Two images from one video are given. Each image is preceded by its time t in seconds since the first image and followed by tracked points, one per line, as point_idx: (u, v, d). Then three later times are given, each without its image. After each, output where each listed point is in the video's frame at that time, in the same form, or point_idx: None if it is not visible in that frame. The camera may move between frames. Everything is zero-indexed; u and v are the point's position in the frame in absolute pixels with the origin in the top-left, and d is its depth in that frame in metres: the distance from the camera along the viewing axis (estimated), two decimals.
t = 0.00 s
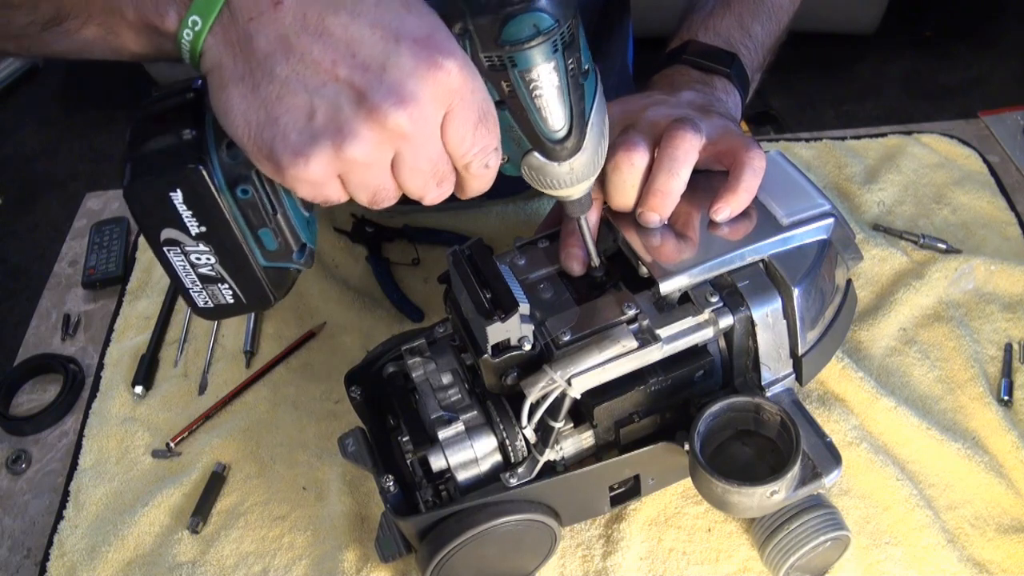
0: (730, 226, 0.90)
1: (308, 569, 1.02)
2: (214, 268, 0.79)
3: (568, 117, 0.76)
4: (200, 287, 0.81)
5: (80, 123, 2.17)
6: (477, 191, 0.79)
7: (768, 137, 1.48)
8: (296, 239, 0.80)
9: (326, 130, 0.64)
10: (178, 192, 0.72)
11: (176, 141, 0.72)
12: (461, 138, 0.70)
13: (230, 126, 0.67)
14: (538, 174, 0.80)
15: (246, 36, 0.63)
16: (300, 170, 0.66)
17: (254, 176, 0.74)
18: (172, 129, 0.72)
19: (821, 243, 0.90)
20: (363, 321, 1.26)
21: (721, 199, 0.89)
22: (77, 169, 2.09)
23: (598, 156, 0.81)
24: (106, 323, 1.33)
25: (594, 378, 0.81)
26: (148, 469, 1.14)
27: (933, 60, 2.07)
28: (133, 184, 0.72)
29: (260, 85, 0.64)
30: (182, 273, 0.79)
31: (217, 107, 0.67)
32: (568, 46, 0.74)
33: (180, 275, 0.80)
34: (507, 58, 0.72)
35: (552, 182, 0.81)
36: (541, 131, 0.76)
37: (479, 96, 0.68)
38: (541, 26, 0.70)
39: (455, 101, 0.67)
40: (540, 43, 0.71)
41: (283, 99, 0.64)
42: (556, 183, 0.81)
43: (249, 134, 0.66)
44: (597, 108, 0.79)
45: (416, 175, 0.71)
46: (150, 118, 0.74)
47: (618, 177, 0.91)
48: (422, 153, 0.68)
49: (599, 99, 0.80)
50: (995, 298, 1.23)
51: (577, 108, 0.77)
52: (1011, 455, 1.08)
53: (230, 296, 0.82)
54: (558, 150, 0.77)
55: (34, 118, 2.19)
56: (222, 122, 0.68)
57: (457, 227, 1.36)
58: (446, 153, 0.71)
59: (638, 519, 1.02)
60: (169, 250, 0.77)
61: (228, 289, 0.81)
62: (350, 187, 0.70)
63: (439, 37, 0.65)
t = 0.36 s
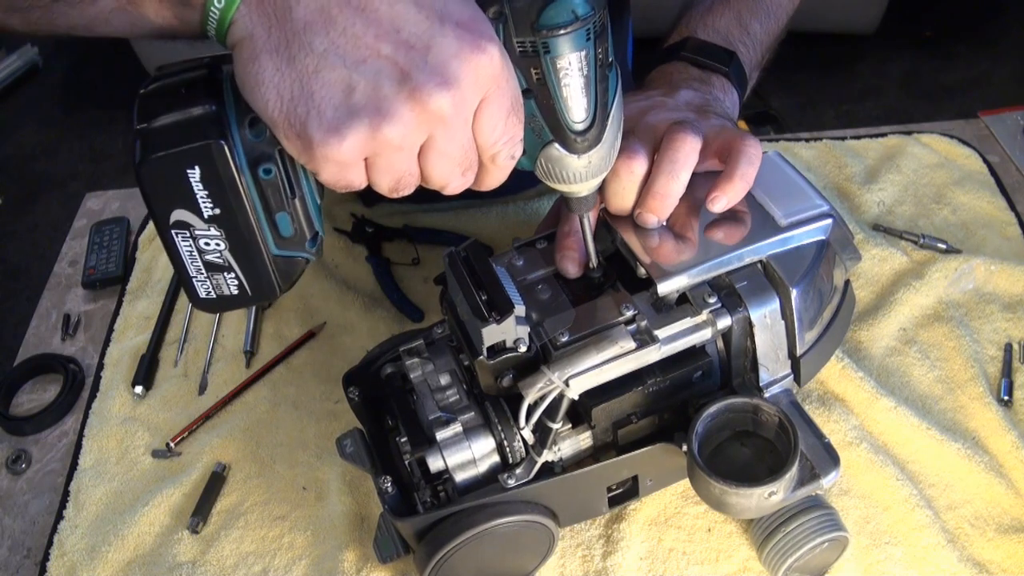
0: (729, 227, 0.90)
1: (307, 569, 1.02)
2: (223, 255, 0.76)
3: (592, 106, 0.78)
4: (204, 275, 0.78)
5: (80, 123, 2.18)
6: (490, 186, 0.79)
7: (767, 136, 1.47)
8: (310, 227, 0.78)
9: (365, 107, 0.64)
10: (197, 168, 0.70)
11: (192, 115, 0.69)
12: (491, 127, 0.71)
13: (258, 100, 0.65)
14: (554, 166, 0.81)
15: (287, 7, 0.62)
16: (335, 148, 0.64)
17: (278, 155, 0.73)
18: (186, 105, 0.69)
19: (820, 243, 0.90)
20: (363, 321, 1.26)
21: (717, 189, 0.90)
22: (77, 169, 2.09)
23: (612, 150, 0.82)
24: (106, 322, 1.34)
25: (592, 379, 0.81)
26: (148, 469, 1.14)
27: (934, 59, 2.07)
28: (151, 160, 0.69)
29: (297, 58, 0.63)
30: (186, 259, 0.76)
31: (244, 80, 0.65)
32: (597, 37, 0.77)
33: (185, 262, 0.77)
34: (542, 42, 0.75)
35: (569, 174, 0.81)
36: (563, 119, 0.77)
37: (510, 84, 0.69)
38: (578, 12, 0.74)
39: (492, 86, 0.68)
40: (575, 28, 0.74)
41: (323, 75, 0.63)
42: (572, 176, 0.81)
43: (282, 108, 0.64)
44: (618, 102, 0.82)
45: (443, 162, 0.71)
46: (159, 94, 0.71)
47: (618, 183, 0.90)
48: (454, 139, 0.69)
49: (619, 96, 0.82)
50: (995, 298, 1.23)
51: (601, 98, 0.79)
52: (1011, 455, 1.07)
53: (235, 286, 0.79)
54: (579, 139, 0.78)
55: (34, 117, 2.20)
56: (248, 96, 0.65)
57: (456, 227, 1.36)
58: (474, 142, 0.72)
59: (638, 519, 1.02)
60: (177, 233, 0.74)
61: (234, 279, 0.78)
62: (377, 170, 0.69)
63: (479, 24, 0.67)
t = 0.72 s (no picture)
0: (729, 227, 0.90)
1: (307, 569, 1.02)
2: (229, 259, 0.76)
3: (593, 103, 0.78)
4: (210, 280, 0.78)
5: (81, 123, 2.18)
6: (492, 184, 0.80)
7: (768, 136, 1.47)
8: (315, 229, 0.79)
9: (372, 104, 0.63)
10: (203, 170, 0.70)
11: (195, 117, 0.69)
12: (496, 126, 0.71)
13: (264, 99, 0.64)
14: (554, 164, 0.81)
15: (292, 6, 0.62)
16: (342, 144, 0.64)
17: (283, 156, 0.73)
18: (189, 108, 0.70)
19: (819, 243, 0.90)
20: (363, 321, 1.26)
21: (716, 188, 0.90)
22: (77, 170, 2.09)
23: (611, 148, 0.82)
24: (107, 322, 1.34)
25: (591, 379, 0.81)
26: (148, 469, 1.14)
27: (934, 60, 2.07)
28: (158, 164, 0.69)
29: (303, 56, 0.63)
30: (193, 264, 0.76)
31: (249, 80, 0.64)
32: (596, 34, 0.77)
33: (191, 268, 0.76)
34: (542, 39, 0.75)
35: (569, 173, 0.81)
36: (564, 117, 0.77)
37: (512, 83, 0.70)
38: (578, 8, 0.75)
39: (496, 84, 0.68)
40: (575, 24, 0.75)
41: (330, 72, 0.63)
42: (572, 174, 0.81)
43: (289, 106, 0.64)
44: (617, 100, 0.82)
45: (447, 161, 0.71)
46: (160, 99, 0.71)
47: (617, 183, 0.91)
48: (459, 138, 0.69)
49: (619, 95, 0.83)
50: (996, 298, 1.23)
51: (601, 95, 0.79)
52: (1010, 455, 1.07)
53: (240, 291, 0.79)
54: (579, 137, 0.78)
55: (35, 118, 2.20)
56: (254, 95, 0.65)
57: (456, 227, 1.36)
58: (478, 142, 0.72)
59: (638, 520, 1.02)
60: (183, 238, 0.74)
61: (240, 284, 0.78)
62: (383, 169, 0.68)
63: (482, 22, 0.67)
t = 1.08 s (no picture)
0: (729, 227, 0.90)
1: (307, 569, 1.02)
2: (233, 264, 0.76)
3: (598, 110, 0.78)
4: (214, 284, 0.78)
5: (80, 123, 2.18)
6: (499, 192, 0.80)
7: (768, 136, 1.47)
8: (320, 235, 0.78)
9: (381, 114, 0.64)
10: (208, 177, 0.70)
11: (202, 124, 0.70)
12: (502, 136, 0.71)
13: (272, 107, 0.64)
14: (559, 169, 0.81)
15: (302, 12, 0.62)
16: (351, 154, 0.64)
17: (288, 162, 0.73)
18: (194, 115, 0.70)
19: (819, 244, 0.90)
20: (363, 321, 1.26)
21: (715, 188, 0.90)
22: (77, 169, 2.09)
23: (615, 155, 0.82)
24: (106, 322, 1.34)
25: (591, 380, 0.81)
26: (148, 469, 1.14)
27: (934, 59, 2.07)
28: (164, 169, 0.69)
29: (313, 66, 0.62)
30: (197, 268, 0.76)
31: (257, 87, 0.64)
32: (604, 41, 0.77)
33: (194, 271, 0.76)
34: (549, 47, 0.75)
35: (573, 178, 0.81)
36: (569, 122, 0.77)
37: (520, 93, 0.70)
38: (586, 17, 0.74)
39: (504, 95, 0.68)
40: (581, 34, 0.74)
41: (341, 82, 0.63)
42: (576, 180, 0.81)
43: (298, 115, 0.64)
44: (623, 107, 0.82)
45: (453, 170, 0.71)
46: (164, 104, 0.71)
47: (617, 184, 0.91)
48: (465, 148, 0.69)
49: (623, 102, 0.82)
50: (996, 298, 1.23)
51: (607, 103, 0.79)
52: (1010, 455, 1.07)
53: (244, 294, 0.79)
54: (584, 142, 0.79)
55: (34, 118, 2.20)
56: (262, 103, 0.64)
57: (456, 227, 1.36)
58: (485, 151, 0.72)
59: (638, 520, 1.02)
60: (187, 243, 0.74)
61: (243, 287, 0.78)
62: (389, 178, 0.68)
63: (492, 33, 0.67)
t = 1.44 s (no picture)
0: (729, 226, 0.90)
1: (307, 569, 1.02)
2: (232, 273, 0.76)
3: (597, 123, 0.78)
4: (214, 293, 0.78)
5: (80, 122, 2.18)
6: (497, 202, 0.80)
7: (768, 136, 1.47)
8: (319, 244, 0.78)
9: (377, 133, 0.64)
10: (206, 192, 0.70)
11: (201, 139, 0.70)
12: (499, 150, 0.71)
13: (269, 124, 0.64)
14: (558, 181, 0.81)
15: (298, 30, 0.61)
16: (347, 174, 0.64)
17: (285, 177, 0.72)
18: (194, 129, 0.70)
19: (819, 244, 0.90)
20: (363, 321, 1.26)
21: (714, 188, 0.90)
22: (77, 169, 2.09)
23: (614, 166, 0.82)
24: (107, 322, 1.34)
25: (591, 380, 0.81)
26: (148, 469, 1.14)
27: (934, 59, 2.07)
28: (161, 185, 0.69)
29: (309, 83, 0.62)
30: (196, 278, 0.76)
31: (255, 103, 0.64)
32: (603, 55, 0.77)
33: (194, 280, 0.76)
34: (547, 63, 0.75)
35: (571, 188, 0.81)
36: (568, 136, 0.77)
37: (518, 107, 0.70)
38: (583, 33, 0.74)
39: (501, 109, 0.68)
40: (580, 50, 0.74)
41: (336, 102, 0.63)
42: (575, 190, 0.82)
43: (294, 133, 0.64)
44: (623, 118, 0.82)
45: (449, 183, 0.71)
46: (165, 116, 0.71)
47: (616, 187, 0.90)
48: (461, 163, 0.69)
49: (623, 113, 0.83)
50: (996, 298, 1.23)
51: (605, 116, 0.79)
52: (1010, 455, 1.07)
53: (244, 302, 0.79)
54: (583, 155, 0.79)
55: (34, 118, 2.20)
56: (259, 119, 0.64)
57: (456, 227, 1.36)
58: (482, 163, 0.72)
59: (638, 520, 1.02)
60: (187, 254, 0.74)
61: (243, 295, 0.78)
62: (385, 194, 0.69)
63: (489, 50, 0.67)
